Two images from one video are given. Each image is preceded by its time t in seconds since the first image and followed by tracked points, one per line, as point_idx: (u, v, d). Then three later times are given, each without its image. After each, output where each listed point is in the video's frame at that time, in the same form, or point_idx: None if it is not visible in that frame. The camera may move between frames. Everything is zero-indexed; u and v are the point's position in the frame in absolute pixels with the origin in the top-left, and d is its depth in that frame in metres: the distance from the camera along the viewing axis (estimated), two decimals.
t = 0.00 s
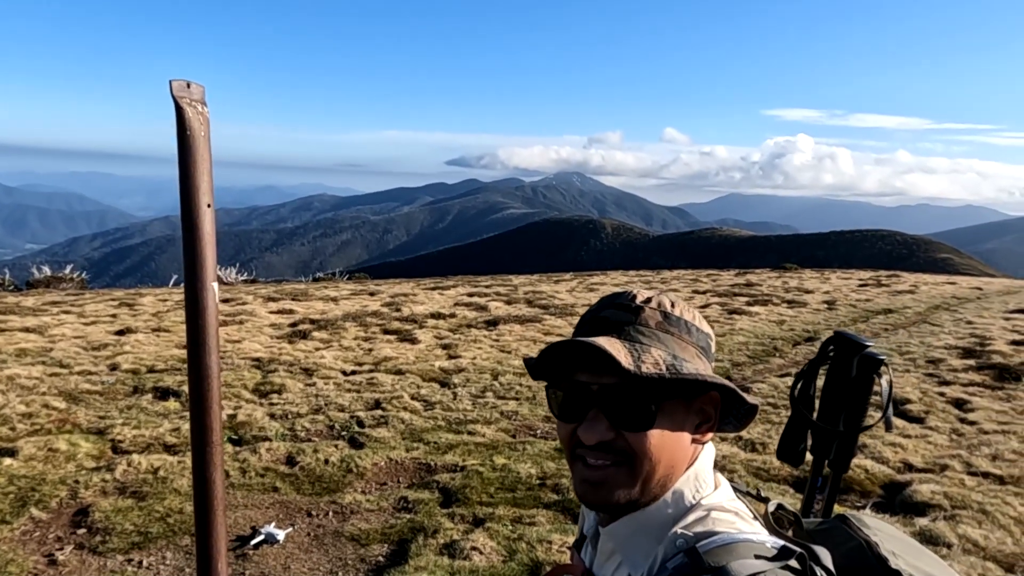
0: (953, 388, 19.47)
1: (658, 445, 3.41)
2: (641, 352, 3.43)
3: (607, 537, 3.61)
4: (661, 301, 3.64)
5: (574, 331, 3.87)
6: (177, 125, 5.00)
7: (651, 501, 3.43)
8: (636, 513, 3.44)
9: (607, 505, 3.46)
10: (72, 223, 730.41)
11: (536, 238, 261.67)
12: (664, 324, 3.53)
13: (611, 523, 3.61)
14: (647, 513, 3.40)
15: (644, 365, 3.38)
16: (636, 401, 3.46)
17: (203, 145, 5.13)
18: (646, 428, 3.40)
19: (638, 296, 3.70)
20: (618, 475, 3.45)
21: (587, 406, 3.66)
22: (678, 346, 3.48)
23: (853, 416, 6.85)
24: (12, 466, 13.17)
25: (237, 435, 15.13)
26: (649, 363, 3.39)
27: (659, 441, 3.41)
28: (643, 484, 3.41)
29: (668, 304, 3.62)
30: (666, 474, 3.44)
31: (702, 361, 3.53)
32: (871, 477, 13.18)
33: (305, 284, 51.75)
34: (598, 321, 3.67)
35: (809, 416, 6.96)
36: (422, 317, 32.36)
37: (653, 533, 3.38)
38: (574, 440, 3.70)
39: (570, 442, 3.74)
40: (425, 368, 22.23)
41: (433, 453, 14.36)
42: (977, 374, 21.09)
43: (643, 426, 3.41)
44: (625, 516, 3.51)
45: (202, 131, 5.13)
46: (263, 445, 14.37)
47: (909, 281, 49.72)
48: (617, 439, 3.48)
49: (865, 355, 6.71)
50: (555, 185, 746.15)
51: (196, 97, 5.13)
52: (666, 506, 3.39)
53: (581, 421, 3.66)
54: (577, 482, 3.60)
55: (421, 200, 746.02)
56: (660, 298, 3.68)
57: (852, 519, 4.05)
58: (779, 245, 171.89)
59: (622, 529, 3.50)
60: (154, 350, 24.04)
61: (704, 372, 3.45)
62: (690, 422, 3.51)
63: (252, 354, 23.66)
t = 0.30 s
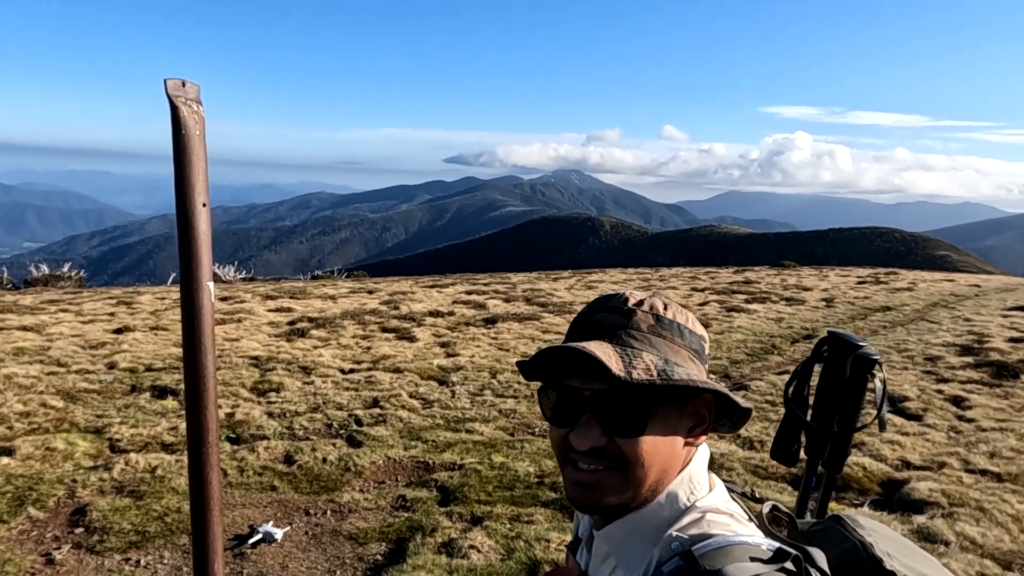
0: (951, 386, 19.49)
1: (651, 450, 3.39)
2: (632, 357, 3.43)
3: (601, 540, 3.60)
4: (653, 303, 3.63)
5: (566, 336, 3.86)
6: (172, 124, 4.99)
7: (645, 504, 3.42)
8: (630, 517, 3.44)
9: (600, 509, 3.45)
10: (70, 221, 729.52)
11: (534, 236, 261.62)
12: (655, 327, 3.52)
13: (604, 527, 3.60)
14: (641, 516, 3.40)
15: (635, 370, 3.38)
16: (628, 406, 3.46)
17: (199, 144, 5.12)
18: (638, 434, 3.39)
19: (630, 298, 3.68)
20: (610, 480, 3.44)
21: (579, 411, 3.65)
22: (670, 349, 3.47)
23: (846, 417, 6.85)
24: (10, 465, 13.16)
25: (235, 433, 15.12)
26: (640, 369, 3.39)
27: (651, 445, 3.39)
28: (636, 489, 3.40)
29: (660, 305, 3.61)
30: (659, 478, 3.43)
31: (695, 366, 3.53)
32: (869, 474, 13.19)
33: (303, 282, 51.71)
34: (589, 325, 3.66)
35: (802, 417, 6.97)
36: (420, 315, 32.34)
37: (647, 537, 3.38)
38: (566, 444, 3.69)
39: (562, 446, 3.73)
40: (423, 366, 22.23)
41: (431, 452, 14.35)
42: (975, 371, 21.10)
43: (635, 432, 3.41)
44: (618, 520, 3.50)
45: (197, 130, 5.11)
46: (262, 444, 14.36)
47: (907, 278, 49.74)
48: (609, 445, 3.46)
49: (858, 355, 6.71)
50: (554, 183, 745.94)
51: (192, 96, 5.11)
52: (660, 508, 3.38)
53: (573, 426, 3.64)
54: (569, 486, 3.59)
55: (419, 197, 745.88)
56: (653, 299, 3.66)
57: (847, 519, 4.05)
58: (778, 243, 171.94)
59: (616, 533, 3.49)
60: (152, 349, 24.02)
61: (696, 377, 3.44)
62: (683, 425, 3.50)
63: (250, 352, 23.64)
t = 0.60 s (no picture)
0: (949, 382, 19.52)
1: (641, 450, 3.40)
2: (621, 357, 3.43)
3: (595, 537, 3.63)
4: (645, 301, 3.62)
5: (558, 335, 3.86)
6: (168, 121, 4.98)
7: (637, 502, 3.43)
8: (621, 515, 3.45)
9: (591, 508, 3.47)
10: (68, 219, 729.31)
11: (533, 233, 261.57)
12: (646, 325, 3.51)
13: (598, 523, 3.62)
14: (633, 513, 3.41)
15: (624, 370, 3.38)
16: (617, 406, 3.46)
17: (195, 141, 5.11)
18: (628, 433, 3.40)
19: (622, 296, 3.67)
20: (601, 480, 3.46)
21: (570, 410, 3.66)
22: (660, 348, 3.47)
23: (840, 412, 6.86)
24: (8, 463, 13.17)
25: (233, 431, 15.13)
26: (629, 369, 3.39)
27: (641, 444, 3.40)
28: (627, 488, 3.41)
29: (651, 303, 3.60)
30: (651, 476, 3.43)
31: (687, 364, 3.52)
32: (866, 471, 13.22)
33: (302, 280, 51.71)
34: (581, 324, 3.67)
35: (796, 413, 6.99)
36: (419, 312, 32.36)
37: (641, 534, 3.40)
38: (557, 444, 3.70)
39: (553, 445, 3.75)
40: (421, 363, 22.23)
41: (429, 449, 14.37)
42: (973, 368, 21.14)
43: (625, 432, 3.41)
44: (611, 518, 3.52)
45: (193, 127, 5.10)
46: (260, 441, 14.37)
47: (905, 275, 49.81)
48: (599, 445, 3.47)
49: (852, 350, 6.72)
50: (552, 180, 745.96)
51: (188, 93, 5.10)
52: (652, 506, 3.39)
53: (564, 426, 3.65)
54: (561, 485, 3.62)
55: (418, 195, 745.76)
56: (646, 296, 3.64)
57: (840, 515, 4.08)
58: (776, 240, 172.01)
59: (608, 530, 3.51)
60: (151, 347, 24.01)
61: (686, 377, 3.43)
62: (674, 424, 3.49)
63: (249, 350, 23.63)
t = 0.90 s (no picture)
0: (947, 381, 19.54)
1: (635, 455, 3.42)
2: (617, 363, 3.43)
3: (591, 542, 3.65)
4: (642, 306, 3.62)
5: (555, 339, 3.88)
6: (165, 122, 4.98)
7: (633, 508, 3.44)
8: (618, 519, 3.46)
9: (586, 512, 3.50)
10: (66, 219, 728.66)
11: (531, 232, 261.58)
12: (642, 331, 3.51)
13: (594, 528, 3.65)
14: (631, 519, 3.39)
15: (619, 377, 3.39)
16: (612, 412, 3.48)
17: (191, 142, 5.11)
18: (623, 440, 3.41)
19: (618, 301, 3.68)
20: (595, 485, 3.48)
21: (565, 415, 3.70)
22: (657, 354, 3.46)
23: (839, 414, 6.85)
24: (6, 464, 13.15)
25: (231, 430, 15.12)
26: (624, 375, 3.39)
27: (636, 450, 3.42)
28: (622, 493, 3.44)
29: (648, 309, 3.60)
30: (647, 481, 3.44)
31: (685, 369, 3.52)
32: (864, 469, 13.23)
33: (301, 279, 51.69)
34: (577, 329, 3.68)
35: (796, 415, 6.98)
36: (417, 312, 32.36)
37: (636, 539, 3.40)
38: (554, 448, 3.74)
39: (550, 449, 3.78)
40: (420, 363, 22.22)
41: (428, 449, 14.37)
42: (971, 366, 21.16)
43: (619, 438, 3.43)
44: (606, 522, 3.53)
45: (190, 128, 5.11)
46: (258, 441, 14.36)
47: (903, 273, 49.88)
48: (594, 450, 3.50)
49: (852, 352, 6.71)
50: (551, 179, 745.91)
51: (184, 94, 5.10)
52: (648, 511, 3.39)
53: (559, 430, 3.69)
54: (558, 489, 3.65)
55: (416, 194, 745.55)
56: (642, 302, 3.64)
57: (838, 518, 4.10)
58: (774, 238, 172.10)
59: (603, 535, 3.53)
60: (149, 346, 23.99)
61: (682, 383, 3.43)
62: (671, 429, 3.50)
63: (247, 350, 23.62)
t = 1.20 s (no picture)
0: (949, 380, 19.53)
1: (642, 465, 3.40)
2: (624, 372, 3.42)
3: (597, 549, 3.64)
4: (650, 313, 3.57)
5: (563, 346, 3.87)
6: (167, 124, 4.95)
7: (639, 517, 3.43)
8: (624, 528, 3.45)
9: (592, 521, 3.51)
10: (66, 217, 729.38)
11: (532, 231, 261.61)
12: (649, 339, 3.47)
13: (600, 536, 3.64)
14: (637, 528, 3.40)
15: (627, 387, 3.38)
16: (618, 422, 3.46)
17: (194, 144, 5.08)
18: (630, 450, 3.40)
19: (627, 307, 3.63)
20: (602, 494, 3.48)
21: (572, 423, 3.69)
22: (665, 362, 3.44)
23: (846, 422, 6.84)
24: (7, 464, 13.15)
25: (232, 430, 15.12)
26: (632, 386, 3.38)
27: (643, 459, 3.40)
28: (629, 502, 3.43)
29: (656, 316, 3.55)
30: (655, 490, 3.42)
31: (693, 378, 3.48)
32: (866, 469, 13.22)
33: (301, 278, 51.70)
34: (584, 336, 3.67)
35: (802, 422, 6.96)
36: (418, 311, 32.34)
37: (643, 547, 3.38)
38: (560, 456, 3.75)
39: (556, 457, 3.79)
40: (421, 362, 22.21)
41: (429, 448, 14.36)
42: (973, 365, 21.14)
43: (626, 448, 3.42)
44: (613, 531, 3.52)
45: (192, 130, 5.08)
46: (259, 441, 14.36)
47: (905, 272, 49.86)
48: (600, 459, 3.50)
49: (860, 360, 6.70)
50: (551, 177, 745.99)
51: (186, 95, 5.07)
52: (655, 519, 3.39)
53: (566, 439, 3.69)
54: (565, 497, 3.67)
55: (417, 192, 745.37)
56: (651, 308, 3.60)
57: (846, 525, 4.09)
58: (775, 236, 172.05)
59: (609, 543, 3.52)
60: (150, 346, 23.98)
61: (690, 393, 3.40)
62: (678, 438, 3.47)
63: (248, 349, 23.60)
